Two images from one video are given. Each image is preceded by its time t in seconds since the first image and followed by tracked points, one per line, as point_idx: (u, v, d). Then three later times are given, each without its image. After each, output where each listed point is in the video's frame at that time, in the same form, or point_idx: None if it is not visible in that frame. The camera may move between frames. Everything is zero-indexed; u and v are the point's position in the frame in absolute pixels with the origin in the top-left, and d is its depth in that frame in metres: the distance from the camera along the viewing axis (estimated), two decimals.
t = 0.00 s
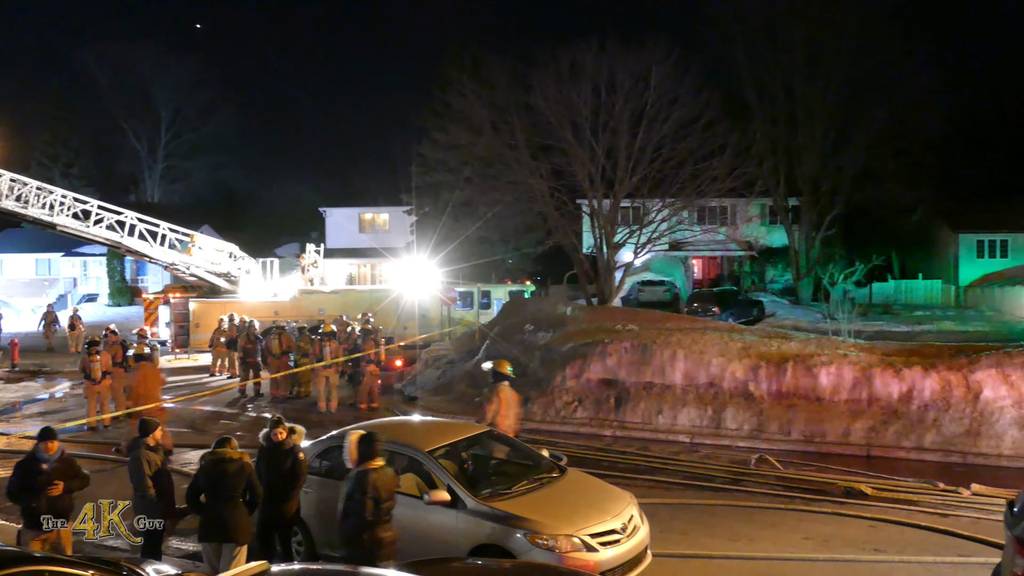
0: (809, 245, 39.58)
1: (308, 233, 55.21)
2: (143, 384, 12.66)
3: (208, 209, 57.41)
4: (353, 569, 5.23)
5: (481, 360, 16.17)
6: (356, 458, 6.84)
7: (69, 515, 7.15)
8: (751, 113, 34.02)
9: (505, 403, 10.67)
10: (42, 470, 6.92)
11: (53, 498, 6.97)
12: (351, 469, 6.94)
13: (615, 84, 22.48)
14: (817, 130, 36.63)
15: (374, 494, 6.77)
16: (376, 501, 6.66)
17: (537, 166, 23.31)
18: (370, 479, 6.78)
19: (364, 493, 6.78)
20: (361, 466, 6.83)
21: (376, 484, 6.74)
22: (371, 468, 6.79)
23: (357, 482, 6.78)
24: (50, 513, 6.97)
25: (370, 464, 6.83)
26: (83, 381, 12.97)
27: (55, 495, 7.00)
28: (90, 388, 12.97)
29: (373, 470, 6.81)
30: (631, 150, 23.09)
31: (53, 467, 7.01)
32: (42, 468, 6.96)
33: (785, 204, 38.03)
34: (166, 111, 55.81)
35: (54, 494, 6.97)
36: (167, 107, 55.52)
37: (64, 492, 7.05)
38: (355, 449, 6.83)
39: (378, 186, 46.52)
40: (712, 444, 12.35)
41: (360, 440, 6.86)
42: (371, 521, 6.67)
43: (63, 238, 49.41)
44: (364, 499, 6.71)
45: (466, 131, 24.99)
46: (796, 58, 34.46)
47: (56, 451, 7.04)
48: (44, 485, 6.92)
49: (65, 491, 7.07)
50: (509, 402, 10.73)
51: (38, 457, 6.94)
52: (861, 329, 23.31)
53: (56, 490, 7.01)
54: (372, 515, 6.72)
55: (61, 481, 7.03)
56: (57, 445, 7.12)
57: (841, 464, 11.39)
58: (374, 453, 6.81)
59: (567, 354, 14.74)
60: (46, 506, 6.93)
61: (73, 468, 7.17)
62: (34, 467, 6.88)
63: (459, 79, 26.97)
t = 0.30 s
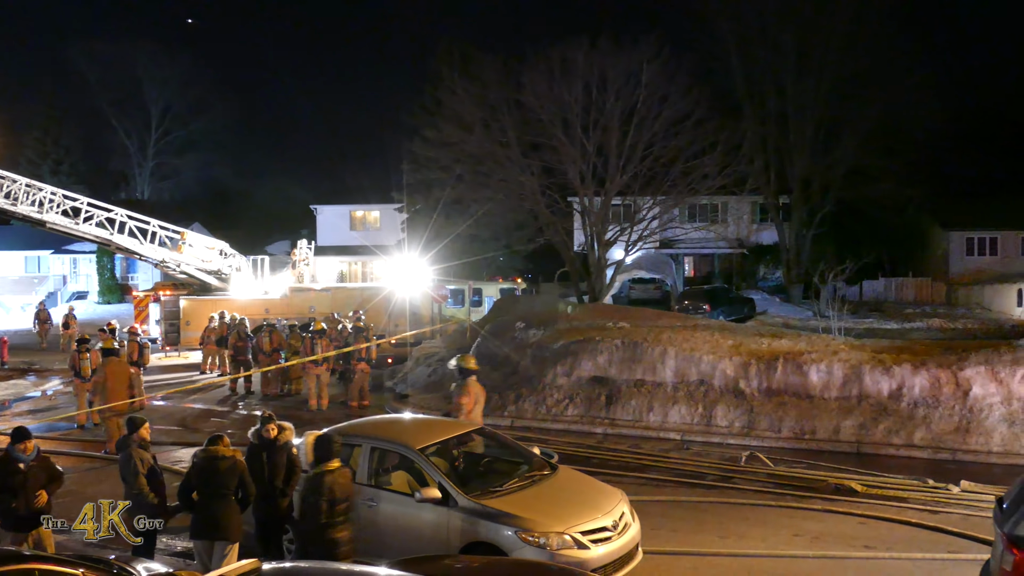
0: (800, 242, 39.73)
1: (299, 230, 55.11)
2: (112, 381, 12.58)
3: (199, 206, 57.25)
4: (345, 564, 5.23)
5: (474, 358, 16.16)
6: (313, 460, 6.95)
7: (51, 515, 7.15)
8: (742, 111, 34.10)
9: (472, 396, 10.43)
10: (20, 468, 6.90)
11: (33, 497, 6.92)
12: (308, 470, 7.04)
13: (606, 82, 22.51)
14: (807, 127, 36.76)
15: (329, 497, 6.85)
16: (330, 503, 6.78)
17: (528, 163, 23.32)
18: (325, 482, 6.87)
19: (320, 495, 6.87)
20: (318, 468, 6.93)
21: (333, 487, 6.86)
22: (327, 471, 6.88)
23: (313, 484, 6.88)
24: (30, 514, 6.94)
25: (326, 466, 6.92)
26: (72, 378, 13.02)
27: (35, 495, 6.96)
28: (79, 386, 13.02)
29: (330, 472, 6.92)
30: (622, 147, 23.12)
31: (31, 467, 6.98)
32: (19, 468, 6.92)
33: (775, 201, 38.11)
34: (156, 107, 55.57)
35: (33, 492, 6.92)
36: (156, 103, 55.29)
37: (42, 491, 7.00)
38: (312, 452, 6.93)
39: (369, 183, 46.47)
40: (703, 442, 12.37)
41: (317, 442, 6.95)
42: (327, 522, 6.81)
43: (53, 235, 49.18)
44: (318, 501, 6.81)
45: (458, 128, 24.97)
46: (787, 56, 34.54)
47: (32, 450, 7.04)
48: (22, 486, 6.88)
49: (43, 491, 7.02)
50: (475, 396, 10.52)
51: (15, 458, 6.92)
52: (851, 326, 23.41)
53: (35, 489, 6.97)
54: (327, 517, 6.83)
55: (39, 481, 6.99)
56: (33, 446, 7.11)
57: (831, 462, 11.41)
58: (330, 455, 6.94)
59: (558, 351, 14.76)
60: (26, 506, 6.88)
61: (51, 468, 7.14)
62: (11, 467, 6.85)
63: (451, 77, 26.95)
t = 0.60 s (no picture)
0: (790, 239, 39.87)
1: (290, 227, 55.00)
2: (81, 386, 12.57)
3: (189, 203, 57.09)
4: (334, 562, 5.22)
5: (464, 356, 16.20)
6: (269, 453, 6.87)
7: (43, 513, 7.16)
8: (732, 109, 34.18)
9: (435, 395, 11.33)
10: (5, 470, 6.85)
11: (18, 498, 6.91)
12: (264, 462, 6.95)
13: (597, 79, 22.54)
14: (797, 125, 36.85)
15: (285, 490, 6.77)
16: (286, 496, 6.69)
17: (519, 161, 23.32)
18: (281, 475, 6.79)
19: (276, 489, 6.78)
20: (274, 462, 6.84)
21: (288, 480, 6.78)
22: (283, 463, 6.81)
23: (268, 478, 6.79)
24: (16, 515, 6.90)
25: (282, 459, 6.86)
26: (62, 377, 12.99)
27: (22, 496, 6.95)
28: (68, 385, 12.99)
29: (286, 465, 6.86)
30: (612, 145, 23.16)
31: (17, 467, 6.93)
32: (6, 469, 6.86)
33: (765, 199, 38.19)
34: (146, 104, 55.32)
35: (18, 493, 6.91)
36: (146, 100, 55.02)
37: (27, 491, 6.99)
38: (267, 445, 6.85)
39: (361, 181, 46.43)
40: (694, 439, 12.40)
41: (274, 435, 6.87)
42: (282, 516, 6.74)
43: (42, 233, 48.97)
44: (274, 494, 6.72)
45: (448, 126, 24.94)
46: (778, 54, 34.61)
47: (17, 450, 6.96)
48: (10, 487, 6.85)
49: (29, 492, 7.00)
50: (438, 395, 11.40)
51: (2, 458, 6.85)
52: (840, 323, 23.52)
53: (20, 489, 6.96)
54: (283, 509, 6.75)
55: (24, 481, 6.96)
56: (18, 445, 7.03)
57: (821, 459, 11.44)
58: (287, 448, 6.87)
59: (549, 349, 14.78)
60: (12, 506, 6.87)
61: (35, 470, 7.09)
62: None
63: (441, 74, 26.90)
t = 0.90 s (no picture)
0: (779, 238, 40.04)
1: (280, 226, 54.98)
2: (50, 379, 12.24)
3: (178, 202, 56.97)
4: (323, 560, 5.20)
5: (454, 354, 16.25)
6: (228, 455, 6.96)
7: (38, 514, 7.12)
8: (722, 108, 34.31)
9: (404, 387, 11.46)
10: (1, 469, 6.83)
11: (15, 497, 6.88)
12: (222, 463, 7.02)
13: (587, 78, 22.61)
14: (785, 123, 37.00)
15: (247, 490, 6.89)
16: (248, 498, 6.84)
17: (509, 159, 23.35)
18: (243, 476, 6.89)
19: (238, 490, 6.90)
20: (234, 463, 6.94)
21: (249, 482, 6.88)
22: (243, 465, 6.91)
23: (229, 479, 6.90)
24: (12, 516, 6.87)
25: (242, 460, 6.95)
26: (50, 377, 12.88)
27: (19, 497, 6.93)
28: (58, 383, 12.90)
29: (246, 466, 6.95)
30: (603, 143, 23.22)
31: (13, 466, 6.92)
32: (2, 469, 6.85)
33: (755, 197, 38.33)
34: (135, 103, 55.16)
35: (14, 493, 6.87)
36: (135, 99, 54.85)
37: (23, 491, 6.96)
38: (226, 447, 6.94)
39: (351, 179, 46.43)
40: (683, 437, 12.43)
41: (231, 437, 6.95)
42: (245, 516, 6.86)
43: (31, 231, 48.74)
44: (234, 494, 6.85)
45: (439, 124, 24.97)
46: (768, 53, 34.73)
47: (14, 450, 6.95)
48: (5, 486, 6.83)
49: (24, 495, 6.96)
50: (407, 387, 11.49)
51: None
52: (829, 321, 23.63)
53: (15, 490, 6.93)
54: (246, 509, 6.88)
55: (20, 481, 6.95)
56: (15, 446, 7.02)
57: (809, 456, 11.49)
58: (246, 448, 6.95)
59: (539, 347, 14.82)
60: (8, 506, 6.84)
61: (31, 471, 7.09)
62: None
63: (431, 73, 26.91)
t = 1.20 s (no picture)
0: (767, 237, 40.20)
1: (268, 224, 54.90)
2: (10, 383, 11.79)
3: (166, 200, 56.85)
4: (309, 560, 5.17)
5: (442, 352, 16.27)
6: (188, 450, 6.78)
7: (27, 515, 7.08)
8: (710, 107, 34.41)
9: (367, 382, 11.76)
10: None
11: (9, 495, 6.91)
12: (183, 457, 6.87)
13: (576, 76, 22.64)
14: (773, 121, 37.08)
15: (206, 484, 6.69)
16: (207, 491, 6.65)
17: (498, 157, 23.35)
18: (202, 470, 6.71)
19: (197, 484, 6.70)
20: (194, 458, 6.76)
21: (209, 475, 6.70)
22: (202, 459, 6.73)
23: (187, 473, 6.70)
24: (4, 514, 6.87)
25: (202, 455, 6.76)
26: (36, 374, 12.84)
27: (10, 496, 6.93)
28: (44, 381, 12.85)
29: (205, 460, 6.76)
30: (591, 142, 23.27)
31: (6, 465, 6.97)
32: None
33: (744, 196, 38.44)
34: (122, 101, 54.96)
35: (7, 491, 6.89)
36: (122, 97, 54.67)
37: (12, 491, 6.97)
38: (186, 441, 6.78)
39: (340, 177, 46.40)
40: (672, 435, 12.46)
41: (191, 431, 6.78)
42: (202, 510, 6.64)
43: (17, 229, 48.48)
44: (192, 488, 6.65)
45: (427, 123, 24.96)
46: (757, 52, 34.83)
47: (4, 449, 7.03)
48: None
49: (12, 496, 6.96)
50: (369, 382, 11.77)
51: None
52: (817, 320, 23.76)
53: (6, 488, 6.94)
54: (205, 504, 6.67)
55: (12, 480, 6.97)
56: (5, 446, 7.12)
57: (797, 455, 11.52)
58: (206, 442, 6.79)
59: (527, 345, 14.84)
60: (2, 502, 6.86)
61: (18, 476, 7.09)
62: None
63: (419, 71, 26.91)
